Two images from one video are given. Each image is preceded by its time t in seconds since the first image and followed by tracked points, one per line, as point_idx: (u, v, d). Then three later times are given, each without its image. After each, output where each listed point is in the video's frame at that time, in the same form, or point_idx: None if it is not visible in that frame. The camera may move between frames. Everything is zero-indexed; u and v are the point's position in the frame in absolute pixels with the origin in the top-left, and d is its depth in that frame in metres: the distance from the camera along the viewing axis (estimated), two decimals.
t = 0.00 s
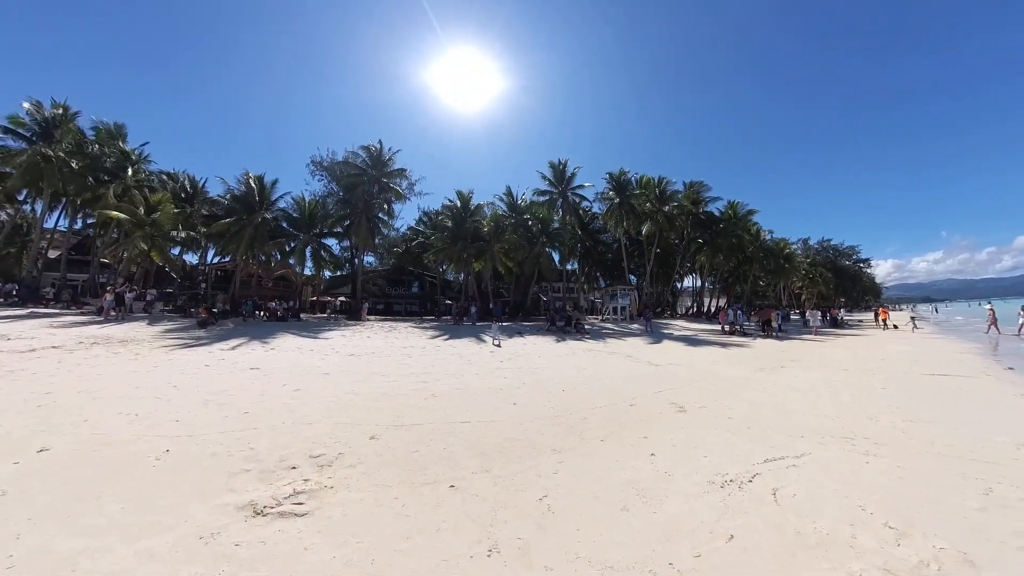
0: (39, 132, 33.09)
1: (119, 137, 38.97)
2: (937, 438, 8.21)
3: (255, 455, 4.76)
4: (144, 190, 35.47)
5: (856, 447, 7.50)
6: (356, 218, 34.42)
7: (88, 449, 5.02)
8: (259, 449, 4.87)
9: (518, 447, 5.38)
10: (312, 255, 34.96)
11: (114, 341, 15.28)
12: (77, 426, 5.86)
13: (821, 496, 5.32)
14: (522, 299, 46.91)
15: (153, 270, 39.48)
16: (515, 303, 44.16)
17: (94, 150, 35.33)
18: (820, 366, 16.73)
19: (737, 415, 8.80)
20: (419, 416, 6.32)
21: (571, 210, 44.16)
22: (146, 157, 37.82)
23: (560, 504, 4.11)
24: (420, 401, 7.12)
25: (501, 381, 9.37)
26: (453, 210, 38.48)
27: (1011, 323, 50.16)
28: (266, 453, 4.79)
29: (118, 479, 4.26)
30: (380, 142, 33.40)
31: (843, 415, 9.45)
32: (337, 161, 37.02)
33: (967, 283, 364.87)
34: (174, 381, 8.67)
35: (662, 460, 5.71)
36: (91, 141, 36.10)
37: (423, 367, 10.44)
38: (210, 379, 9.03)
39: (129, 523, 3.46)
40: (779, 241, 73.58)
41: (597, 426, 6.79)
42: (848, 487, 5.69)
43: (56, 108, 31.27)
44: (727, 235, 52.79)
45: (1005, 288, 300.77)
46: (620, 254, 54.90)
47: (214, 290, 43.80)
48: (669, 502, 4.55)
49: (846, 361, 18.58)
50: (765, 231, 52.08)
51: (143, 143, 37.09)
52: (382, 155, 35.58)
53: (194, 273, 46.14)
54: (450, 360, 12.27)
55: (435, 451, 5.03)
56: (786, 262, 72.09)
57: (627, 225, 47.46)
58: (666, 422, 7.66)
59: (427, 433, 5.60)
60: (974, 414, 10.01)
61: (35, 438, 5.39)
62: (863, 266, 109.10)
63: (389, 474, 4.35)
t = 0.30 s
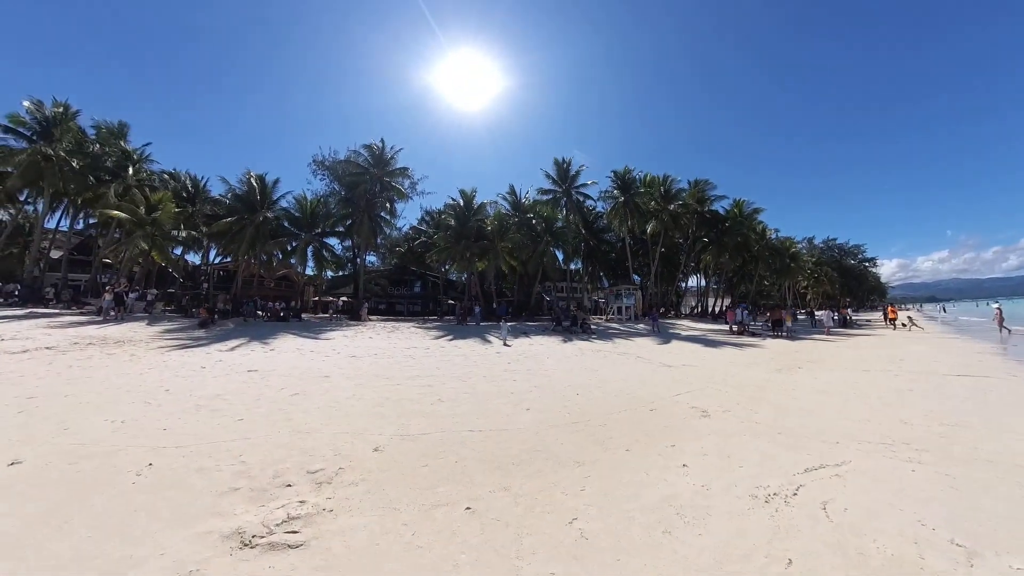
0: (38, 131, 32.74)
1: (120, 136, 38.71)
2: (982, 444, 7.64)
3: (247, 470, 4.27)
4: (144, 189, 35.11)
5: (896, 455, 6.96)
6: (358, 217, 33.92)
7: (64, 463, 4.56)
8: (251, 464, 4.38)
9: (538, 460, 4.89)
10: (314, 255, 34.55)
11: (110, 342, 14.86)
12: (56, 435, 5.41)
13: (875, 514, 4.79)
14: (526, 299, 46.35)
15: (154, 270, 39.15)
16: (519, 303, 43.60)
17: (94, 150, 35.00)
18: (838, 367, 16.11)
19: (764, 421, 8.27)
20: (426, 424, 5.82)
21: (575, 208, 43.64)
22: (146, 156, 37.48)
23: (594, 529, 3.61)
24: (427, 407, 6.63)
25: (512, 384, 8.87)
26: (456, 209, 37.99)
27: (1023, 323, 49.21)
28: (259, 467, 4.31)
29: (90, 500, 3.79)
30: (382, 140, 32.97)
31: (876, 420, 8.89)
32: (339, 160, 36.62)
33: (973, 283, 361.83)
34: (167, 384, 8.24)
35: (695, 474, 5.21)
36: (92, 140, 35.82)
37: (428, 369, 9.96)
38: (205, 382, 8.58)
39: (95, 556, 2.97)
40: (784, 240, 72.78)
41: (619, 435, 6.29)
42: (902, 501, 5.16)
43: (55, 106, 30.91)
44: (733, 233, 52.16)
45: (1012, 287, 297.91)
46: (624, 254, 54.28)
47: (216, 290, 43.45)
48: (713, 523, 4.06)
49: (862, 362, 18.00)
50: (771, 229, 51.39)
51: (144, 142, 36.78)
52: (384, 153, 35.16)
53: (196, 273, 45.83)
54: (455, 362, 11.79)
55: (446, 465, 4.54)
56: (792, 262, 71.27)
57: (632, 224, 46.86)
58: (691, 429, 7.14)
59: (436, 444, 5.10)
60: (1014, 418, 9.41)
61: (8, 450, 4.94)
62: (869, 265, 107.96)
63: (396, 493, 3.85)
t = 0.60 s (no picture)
0: (38, 131, 32.44)
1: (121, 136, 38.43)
2: None
3: (233, 493, 3.82)
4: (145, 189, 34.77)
5: (939, 464, 6.46)
6: (360, 216, 33.51)
7: (34, 482, 4.13)
8: (240, 485, 3.93)
9: (559, 477, 4.44)
10: (315, 254, 34.15)
11: (106, 344, 14.45)
12: (31, 448, 4.98)
13: (936, 537, 4.31)
14: (529, 299, 45.87)
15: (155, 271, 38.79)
16: (522, 303, 43.08)
17: (94, 149, 34.72)
18: (856, 369, 15.54)
19: (791, 428, 7.77)
20: (433, 435, 5.37)
21: (579, 207, 43.13)
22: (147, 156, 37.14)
23: (633, 562, 3.16)
24: (433, 416, 6.17)
25: (521, 389, 8.39)
26: (459, 208, 37.53)
27: None
28: (249, 488, 3.87)
29: (56, 528, 3.35)
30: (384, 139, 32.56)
31: (908, 426, 8.36)
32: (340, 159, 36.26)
33: (978, 283, 358.98)
34: (158, 389, 7.82)
35: (733, 492, 4.74)
36: (93, 140, 35.53)
37: (433, 373, 9.50)
38: (199, 387, 8.14)
39: None
40: (789, 239, 72.04)
41: (643, 446, 5.83)
42: (961, 520, 4.67)
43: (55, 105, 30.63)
44: (738, 232, 51.56)
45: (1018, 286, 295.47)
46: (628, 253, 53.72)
47: (217, 290, 43.14)
48: (762, 551, 3.62)
49: (879, 363, 17.41)
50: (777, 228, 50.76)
51: (145, 142, 36.48)
52: (386, 152, 34.80)
53: (197, 273, 45.53)
54: (461, 364, 11.33)
55: (457, 485, 4.06)
56: (797, 261, 70.51)
57: (636, 223, 46.30)
58: (717, 438, 6.65)
59: (446, 458, 4.66)
60: None
61: None
62: (874, 264, 107.06)
63: (404, 521, 3.41)
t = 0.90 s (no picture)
0: (37, 129, 32.09)
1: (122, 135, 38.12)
2: None
3: (209, 519, 3.32)
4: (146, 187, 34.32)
5: (989, 472, 5.93)
6: (362, 215, 33.07)
7: None
8: (217, 510, 3.44)
9: (585, 496, 3.98)
10: (316, 254, 33.66)
11: (99, 344, 13.97)
12: None
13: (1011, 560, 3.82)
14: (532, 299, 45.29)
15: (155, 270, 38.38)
16: (526, 303, 42.51)
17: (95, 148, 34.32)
18: (876, 370, 14.95)
19: (823, 436, 7.23)
20: (438, 445, 4.88)
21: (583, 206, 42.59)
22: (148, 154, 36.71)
23: None
24: (439, 423, 5.67)
25: (531, 393, 7.88)
26: (462, 207, 37.04)
27: None
28: (228, 514, 3.38)
29: None
30: (386, 136, 32.12)
31: (946, 431, 7.81)
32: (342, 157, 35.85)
33: (983, 282, 356.01)
34: (145, 392, 7.33)
35: (778, 511, 4.30)
36: (93, 139, 35.20)
37: (437, 376, 8.99)
38: (189, 390, 7.65)
39: None
40: (795, 238, 71.24)
41: (671, 456, 5.38)
42: None
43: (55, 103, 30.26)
44: (744, 231, 50.90)
45: None
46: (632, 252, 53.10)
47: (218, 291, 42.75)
48: None
49: (898, 364, 16.81)
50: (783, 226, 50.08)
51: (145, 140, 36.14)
52: (388, 151, 34.38)
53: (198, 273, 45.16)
54: (465, 366, 10.83)
55: (469, 508, 3.57)
56: (803, 260, 69.75)
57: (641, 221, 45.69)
58: (748, 447, 6.13)
59: (454, 474, 4.17)
60: None
61: None
62: (879, 264, 106.02)
63: (410, 555, 2.92)
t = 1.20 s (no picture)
0: (36, 128, 31.72)
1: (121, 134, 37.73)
2: None
3: (176, 563, 2.81)
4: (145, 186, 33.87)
5: None
6: (363, 214, 32.59)
7: None
8: (186, 551, 2.92)
9: (624, 527, 3.61)
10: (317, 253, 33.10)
11: (90, 346, 13.46)
12: None
13: None
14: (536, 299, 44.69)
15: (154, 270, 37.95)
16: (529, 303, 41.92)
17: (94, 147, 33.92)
18: (897, 373, 14.33)
19: (859, 452, 6.76)
20: (446, 465, 4.39)
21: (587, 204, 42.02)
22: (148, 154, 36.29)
23: None
24: (445, 437, 5.15)
25: (543, 400, 7.38)
26: (464, 206, 36.51)
27: None
28: (199, 556, 2.87)
29: None
30: (388, 134, 31.65)
31: (990, 441, 7.25)
32: (343, 156, 35.42)
33: (989, 282, 353.01)
34: (127, 401, 6.80)
35: (837, 544, 3.96)
36: (92, 137, 34.80)
37: (440, 381, 8.47)
38: (175, 397, 7.13)
39: None
40: (800, 237, 70.43)
41: (710, 477, 5.06)
42: None
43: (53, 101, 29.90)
44: (750, 230, 50.15)
45: None
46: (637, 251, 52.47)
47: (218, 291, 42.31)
48: None
49: (918, 366, 16.18)
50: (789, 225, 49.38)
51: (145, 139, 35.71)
52: (390, 149, 33.91)
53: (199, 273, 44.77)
54: (471, 369, 10.29)
55: (484, 548, 3.11)
56: (808, 259, 68.92)
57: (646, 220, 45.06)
58: (786, 463, 5.91)
59: (464, 502, 3.68)
60: None
61: None
62: (885, 263, 105.01)
63: None
